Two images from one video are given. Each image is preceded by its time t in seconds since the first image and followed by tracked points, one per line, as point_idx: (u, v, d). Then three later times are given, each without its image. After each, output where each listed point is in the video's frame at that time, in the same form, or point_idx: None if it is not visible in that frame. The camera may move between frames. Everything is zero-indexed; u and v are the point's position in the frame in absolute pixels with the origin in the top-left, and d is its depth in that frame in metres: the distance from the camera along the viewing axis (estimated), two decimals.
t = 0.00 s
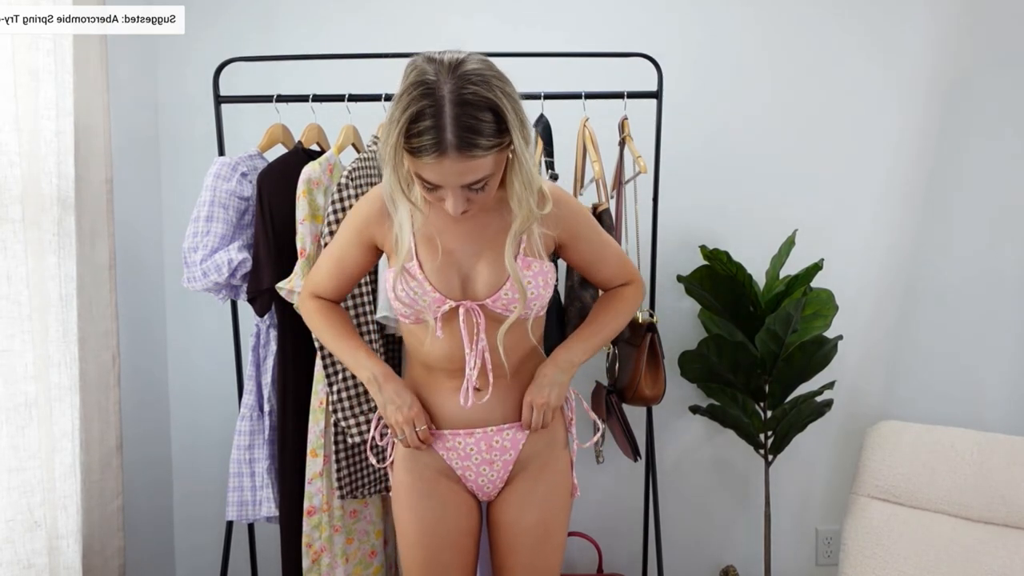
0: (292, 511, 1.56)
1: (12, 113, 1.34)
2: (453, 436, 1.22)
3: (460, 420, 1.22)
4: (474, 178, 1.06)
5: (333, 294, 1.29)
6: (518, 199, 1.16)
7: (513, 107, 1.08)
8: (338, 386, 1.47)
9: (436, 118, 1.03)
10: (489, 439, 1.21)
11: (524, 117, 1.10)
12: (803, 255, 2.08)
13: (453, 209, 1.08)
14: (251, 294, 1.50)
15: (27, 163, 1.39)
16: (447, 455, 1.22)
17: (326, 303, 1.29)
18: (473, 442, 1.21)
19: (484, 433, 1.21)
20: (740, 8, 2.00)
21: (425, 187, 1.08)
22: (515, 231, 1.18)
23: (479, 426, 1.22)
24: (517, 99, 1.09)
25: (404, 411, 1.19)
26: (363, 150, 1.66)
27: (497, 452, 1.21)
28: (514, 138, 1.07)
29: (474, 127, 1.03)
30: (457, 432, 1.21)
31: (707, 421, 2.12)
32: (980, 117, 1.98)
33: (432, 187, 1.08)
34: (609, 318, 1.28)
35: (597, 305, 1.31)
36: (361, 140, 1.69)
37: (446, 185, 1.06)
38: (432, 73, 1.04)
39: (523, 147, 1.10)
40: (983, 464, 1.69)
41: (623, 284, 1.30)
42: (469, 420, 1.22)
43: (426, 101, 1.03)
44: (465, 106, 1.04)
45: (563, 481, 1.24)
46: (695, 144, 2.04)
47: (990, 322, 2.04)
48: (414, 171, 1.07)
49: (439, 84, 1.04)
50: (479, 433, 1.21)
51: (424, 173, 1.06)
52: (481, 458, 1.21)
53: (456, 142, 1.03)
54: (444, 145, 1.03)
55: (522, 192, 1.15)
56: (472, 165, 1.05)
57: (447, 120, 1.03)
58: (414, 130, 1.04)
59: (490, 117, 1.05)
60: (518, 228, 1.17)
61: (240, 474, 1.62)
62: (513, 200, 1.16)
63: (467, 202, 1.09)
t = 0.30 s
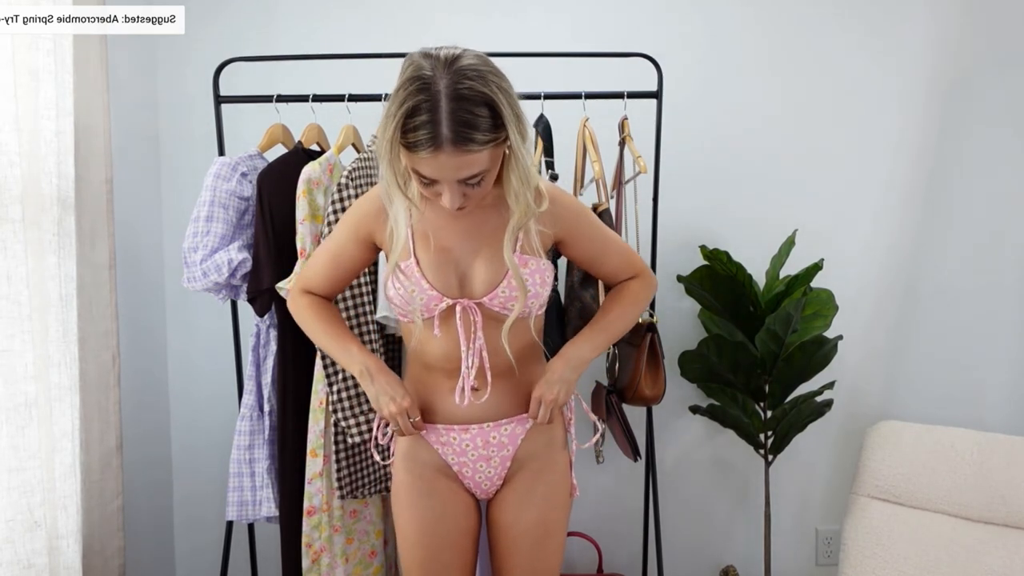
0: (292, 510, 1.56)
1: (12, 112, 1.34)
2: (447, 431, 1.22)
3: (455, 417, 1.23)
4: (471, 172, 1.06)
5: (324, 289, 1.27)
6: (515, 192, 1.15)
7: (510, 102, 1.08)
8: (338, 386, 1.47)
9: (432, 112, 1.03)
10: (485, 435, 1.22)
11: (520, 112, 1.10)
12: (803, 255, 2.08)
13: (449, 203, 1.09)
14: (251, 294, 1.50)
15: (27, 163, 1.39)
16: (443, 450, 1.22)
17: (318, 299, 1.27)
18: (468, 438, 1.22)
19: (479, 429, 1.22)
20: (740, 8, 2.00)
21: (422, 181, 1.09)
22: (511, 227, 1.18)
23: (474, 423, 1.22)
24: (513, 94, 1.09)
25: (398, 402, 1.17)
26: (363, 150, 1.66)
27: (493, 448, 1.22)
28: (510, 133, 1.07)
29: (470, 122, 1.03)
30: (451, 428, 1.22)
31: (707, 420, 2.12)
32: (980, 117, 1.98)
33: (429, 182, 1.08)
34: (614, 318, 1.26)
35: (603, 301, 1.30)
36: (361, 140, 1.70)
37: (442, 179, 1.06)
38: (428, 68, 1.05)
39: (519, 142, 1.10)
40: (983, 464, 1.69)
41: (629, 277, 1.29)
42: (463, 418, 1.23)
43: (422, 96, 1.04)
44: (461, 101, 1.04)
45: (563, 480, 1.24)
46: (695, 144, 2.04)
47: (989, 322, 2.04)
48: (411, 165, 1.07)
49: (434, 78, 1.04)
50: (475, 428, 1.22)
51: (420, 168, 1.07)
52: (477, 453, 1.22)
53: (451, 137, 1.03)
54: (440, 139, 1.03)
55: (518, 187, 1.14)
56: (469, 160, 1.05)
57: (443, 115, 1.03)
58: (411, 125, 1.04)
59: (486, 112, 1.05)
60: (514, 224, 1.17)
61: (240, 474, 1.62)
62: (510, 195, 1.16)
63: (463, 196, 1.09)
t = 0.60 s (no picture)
0: (292, 510, 1.55)
1: (12, 112, 1.34)
2: (445, 426, 1.23)
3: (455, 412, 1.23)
4: (464, 159, 1.06)
5: (320, 286, 1.26)
6: (509, 180, 1.16)
7: (503, 90, 1.09)
8: (338, 386, 1.47)
9: (426, 97, 1.04)
10: (485, 431, 1.22)
11: (515, 101, 1.11)
12: (804, 255, 2.08)
13: (444, 190, 1.09)
14: (251, 294, 1.50)
15: (27, 163, 1.39)
16: (441, 445, 1.23)
17: (314, 297, 1.25)
18: (467, 434, 1.22)
19: (478, 426, 1.22)
20: (740, 7, 2.00)
21: (416, 169, 1.09)
22: (505, 216, 1.18)
23: (473, 418, 1.23)
24: (507, 83, 1.10)
25: (395, 390, 1.15)
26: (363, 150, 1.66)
27: (493, 445, 1.22)
28: (502, 120, 1.08)
29: (463, 107, 1.04)
30: (449, 422, 1.23)
31: (707, 420, 2.12)
32: (980, 117, 1.98)
33: (423, 169, 1.09)
34: (614, 312, 1.25)
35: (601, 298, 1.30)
36: (361, 140, 1.69)
37: (436, 166, 1.07)
38: (422, 56, 1.06)
39: (512, 132, 1.11)
40: (983, 464, 1.69)
41: (626, 273, 1.30)
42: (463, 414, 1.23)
43: (416, 83, 1.05)
44: (454, 87, 1.05)
45: (563, 480, 1.24)
46: (696, 145, 2.04)
47: (989, 322, 2.04)
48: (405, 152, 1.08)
49: (428, 65, 1.05)
50: (474, 424, 1.22)
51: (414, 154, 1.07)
52: (476, 450, 1.22)
53: (444, 122, 1.04)
54: (433, 124, 1.04)
55: (512, 174, 1.15)
56: (462, 145, 1.05)
57: (436, 100, 1.04)
58: (405, 110, 1.05)
59: (480, 99, 1.06)
60: (507, 215, 1.18)
61: (240, 474, 1.62)
62: (504, 184, 1.17)
63: (458, 184, 1.09)
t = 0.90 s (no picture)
0: (292, 510, 1.55)
1: (12, 112, 1.34)
2: (450, 435, 1.21)
3: (456, 418, 1.22)
4: (460, 159, 1.07)
5: (337, 291, 1.29)
6: (505, 181, 1.16)
7: (499, 90, 1.09)
8: (338, 386, 1.47)
9: (420, 98, 1.05)
10: (486, 440, 1.20)
11: (511, 101, 1.12)
12: (804, 255, 2.08)
13: (440, 190, 1.09)
14: (251, 294, 1.50)
15: (27, 163, 1.39)
16: (443, 453, 1.21)
17: (329, 301, 1.28)
18: (469, 443, 1.20)
19: (480, 435, 1.20)
20: (740, 7, 2.00)
21: (412, 168, 1.10)
22: (501, 215, 1.18)
23: (473, 429, 1.21)
24: (502, 83, 1.11)
25: (387, 404, 1.16)
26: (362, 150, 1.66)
27: (495, 453, 1.21)
28: (497, 121, 1.08)
29: (457, 109, 1.05)
30: (453, 432, 1.21)
31: (707, 421, 2.11)
32: (980, 117, 1.98)
33: (419, 169, 1.09)
34: (609, 312, 1.26)
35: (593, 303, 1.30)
36: (361, 140, 1.69)
37: (432, 166, 1.07)
38: (418, 56, 1.07)
39: (508, 132, 1.11)
40: (983, 464, 1.69)
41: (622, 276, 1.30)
42: (464, 420, 1.22)
43: (411, 84, 1.05)
44: (448, 88, 1.05)
45: (563, 483, 1.24)
46: (696, 144, 2.04)
47: (989, 322, 2.04)
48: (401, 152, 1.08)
49: (424, 66, 1.06)
50: (475, 434, 1.20)
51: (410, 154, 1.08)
52: (477, 458, 1.20)
53: (439, 123, 1.04)
54: (428, 125, 1.04)
55: (508, 174, 1.15)
56: (457, 146, 1.06)
57: (431, 102, 1.04)
58: (400, 112, 1.06)
59: (475, 100, 1.06)
60: (503, 211, 1.18)
61: (240, 474, 1.61)
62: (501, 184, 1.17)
63: (454, 184, 1.10)
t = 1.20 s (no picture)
0: (292, 510, 1.55)
1: (12, 112, 1.34)
2: (449, 436, 1.20)
3: (456, 419, 1.21)
4: (459, 154, 1.07)
5: (362, 298, 1.29)
6: (507, 180, 1.17)
7: (501, 88, 1.09)
8: (338, 386, 1.47)
9: (421, 92, 1.05)
10: (486, 441, 1.20)
11: (514, 99, 1.12)
12: (804, 255, 2.08)
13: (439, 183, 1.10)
14: (251, 294, 1.50)
15: (27, 163, 1.39)
16: (442, 455, 1.21)
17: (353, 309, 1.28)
18: (469, 445, 1.20)
19: (481, 437, 1.20)
20: (740, 7, 2.00)
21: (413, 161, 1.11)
22: (503, 211, 1.18)
23: (473, 430, 1.20)
24: (505, 81, 1.10)
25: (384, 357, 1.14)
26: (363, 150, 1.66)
27: (494, 454, 1.20)
28: (497, 118, 1.08)
29: (457, 105, 1.05)
30: (453, 433, 1.20)
31: (708, 420, 2.11)
32: (980, 117, 1.98)
33: (420, 162, 1.10)
34: (608, 308, 1.24)
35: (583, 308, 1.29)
36: (361, 140, 1.69)
37: (431, 159, 1.08)
38: (422, 51, 1.07)
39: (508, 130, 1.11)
40: (983, 464, 1.69)
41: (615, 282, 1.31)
42: (465, 421, 1.21)
43: (413, 78, 1.06)
44: (449, 83, 1.05)
45: (563, 484, 1.23)
46: (696, 145, 2.04)
47: (989, 322, 2.04)
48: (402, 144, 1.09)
49: (427, 61, 1.06)
50: (476, 435, 1.20)
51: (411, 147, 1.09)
52: (477, 460, 1.20)
53: (438, 118, 1.04)
54: (427, 119, 1.04)
55: (510, 173, 1.16)
56: (456, 141, 1.06)
57: (431, 96, 1.05)
58: (401, 105, 1.06)
59: (475, 97, 1.06)
60: (506, 208, 1.18)
61: (240, 474, 1.61)
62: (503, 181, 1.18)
63: (454, 177, 1.10)
